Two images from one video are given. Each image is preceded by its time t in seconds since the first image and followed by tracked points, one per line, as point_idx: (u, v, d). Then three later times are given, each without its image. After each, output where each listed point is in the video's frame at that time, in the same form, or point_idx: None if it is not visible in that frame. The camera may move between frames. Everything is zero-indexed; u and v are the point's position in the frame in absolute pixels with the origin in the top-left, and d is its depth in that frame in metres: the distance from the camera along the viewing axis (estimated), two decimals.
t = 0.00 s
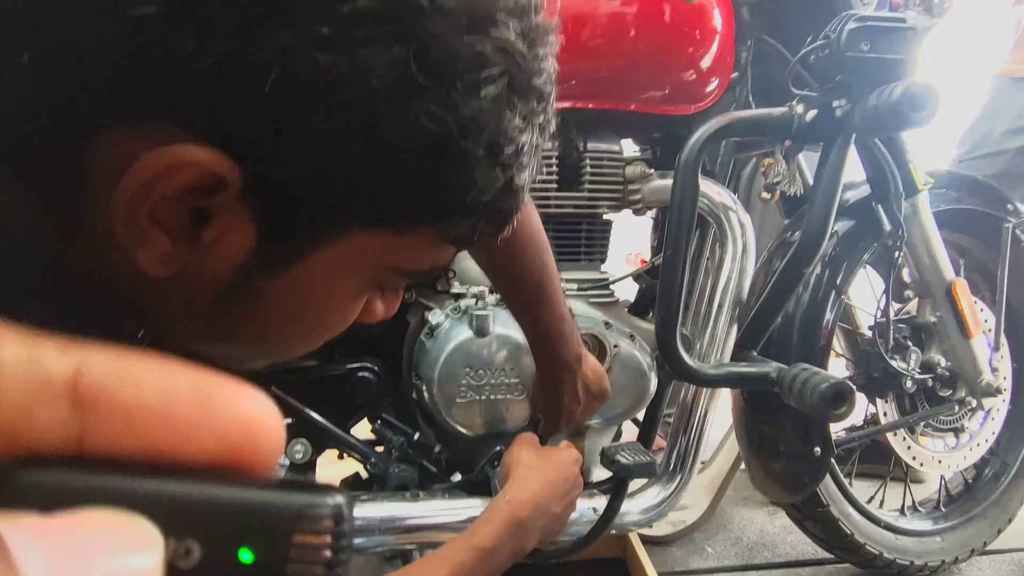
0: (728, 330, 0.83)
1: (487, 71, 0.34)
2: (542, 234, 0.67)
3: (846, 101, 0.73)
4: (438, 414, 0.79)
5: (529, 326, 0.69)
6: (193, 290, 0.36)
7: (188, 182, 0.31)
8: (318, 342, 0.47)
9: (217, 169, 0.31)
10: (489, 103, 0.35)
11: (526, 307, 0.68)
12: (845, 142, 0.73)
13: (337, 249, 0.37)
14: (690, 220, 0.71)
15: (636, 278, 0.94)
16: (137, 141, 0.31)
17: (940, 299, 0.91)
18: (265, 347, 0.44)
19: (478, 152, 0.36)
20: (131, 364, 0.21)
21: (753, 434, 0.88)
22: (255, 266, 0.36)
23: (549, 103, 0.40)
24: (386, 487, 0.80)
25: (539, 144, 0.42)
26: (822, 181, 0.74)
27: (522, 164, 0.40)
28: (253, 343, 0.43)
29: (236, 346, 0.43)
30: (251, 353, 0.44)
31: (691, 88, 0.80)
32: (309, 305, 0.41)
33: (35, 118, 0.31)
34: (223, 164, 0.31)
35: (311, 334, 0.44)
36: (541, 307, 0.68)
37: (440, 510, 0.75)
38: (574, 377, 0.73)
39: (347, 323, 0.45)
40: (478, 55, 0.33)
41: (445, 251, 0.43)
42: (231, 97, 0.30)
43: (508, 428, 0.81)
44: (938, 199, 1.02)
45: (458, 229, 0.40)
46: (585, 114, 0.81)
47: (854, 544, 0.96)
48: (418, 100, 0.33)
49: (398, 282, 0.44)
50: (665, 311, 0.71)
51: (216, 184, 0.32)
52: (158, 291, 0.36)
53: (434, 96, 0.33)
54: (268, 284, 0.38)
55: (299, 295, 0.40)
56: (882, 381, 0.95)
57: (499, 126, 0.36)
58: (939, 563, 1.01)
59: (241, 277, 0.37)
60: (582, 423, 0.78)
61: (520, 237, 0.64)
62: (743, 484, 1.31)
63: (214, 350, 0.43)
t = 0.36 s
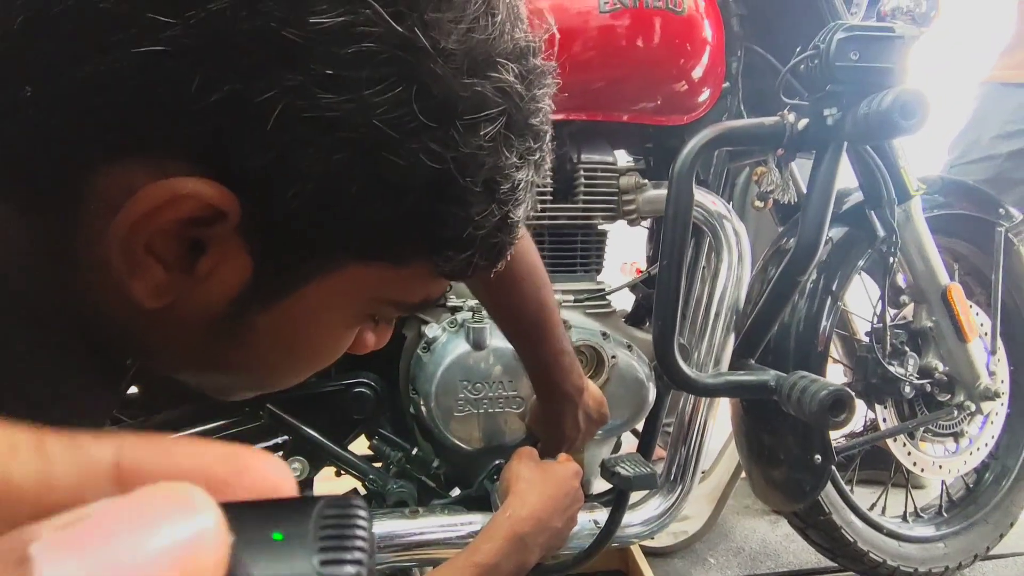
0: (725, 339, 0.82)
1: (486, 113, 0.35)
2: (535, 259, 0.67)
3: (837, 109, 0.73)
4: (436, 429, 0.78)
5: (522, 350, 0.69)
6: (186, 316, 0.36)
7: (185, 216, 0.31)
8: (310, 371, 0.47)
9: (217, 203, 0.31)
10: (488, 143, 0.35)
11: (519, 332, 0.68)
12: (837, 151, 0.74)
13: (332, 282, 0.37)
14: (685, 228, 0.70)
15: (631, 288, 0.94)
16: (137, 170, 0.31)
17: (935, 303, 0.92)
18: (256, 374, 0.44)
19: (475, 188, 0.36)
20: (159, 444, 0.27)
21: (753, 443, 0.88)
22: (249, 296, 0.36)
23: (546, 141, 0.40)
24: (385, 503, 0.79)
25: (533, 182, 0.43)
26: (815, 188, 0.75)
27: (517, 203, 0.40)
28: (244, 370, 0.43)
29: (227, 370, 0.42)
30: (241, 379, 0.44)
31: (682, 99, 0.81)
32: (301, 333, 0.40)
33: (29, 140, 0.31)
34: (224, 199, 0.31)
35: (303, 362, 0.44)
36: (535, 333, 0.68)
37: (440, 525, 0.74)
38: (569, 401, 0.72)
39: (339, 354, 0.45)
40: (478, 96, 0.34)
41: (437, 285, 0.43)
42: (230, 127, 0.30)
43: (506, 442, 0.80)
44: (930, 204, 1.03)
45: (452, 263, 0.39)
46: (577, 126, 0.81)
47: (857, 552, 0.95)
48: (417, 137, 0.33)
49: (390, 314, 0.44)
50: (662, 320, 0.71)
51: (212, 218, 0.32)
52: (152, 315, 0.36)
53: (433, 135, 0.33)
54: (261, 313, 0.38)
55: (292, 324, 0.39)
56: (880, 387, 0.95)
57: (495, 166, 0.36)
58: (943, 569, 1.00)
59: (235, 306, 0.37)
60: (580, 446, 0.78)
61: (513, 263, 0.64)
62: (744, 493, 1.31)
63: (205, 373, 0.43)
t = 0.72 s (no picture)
0: (724, 341, 0.82)
1: (477, 131, 0.35)
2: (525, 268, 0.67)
3: (832, 111, 0.74)
4: (435, 434, 0.78)
5: (511, 360, 0.69)
6: (178, 327, 0.36)
7: (186, 224, 0.31)
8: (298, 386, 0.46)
9: (219, 213, 0.31)
10: (477, 160, 0.36)
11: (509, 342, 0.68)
12: (833, 152, 0.74)
13: (325, 293, 0.37)
14: (682, 231, 0.70)
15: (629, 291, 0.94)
16: (139, 178, 0.31)
17: (933, 303, 0.92)
18: (244, 389, 0.43)
19: (465, 204, 0.36)
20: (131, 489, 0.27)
21: (752, 444, 0.88)
22: (243, 308, 0.36)
23: (531, 161, 0.41)
24: (384, 509, 0.79)
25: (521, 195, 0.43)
26: (811, 190, 0.75)
27: (503, 218, 0.41)
28: (234, 384, 0.42)
29: (216, 383, 0.42)
30: (229, 393, 0.43)
31: (678, 102, 0.81)
32: (291, 348, 0.40)
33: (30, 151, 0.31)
34: (229, 210, 0.31)
35: (292, 377, 0.44)
36: (525, 342, 0.67)
37: (438, 531, 0.74)
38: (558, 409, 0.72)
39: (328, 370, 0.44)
40: (472, 116, 0.34)
41: (427, 300, 0.42)
42: (237, 141, 0.30)
43: (505, 446, 0.80)
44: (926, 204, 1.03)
45: (441, 278, 0.39)
46: (574, 130, 0.81)
47: (857, 553, 0.95)
48: (414, 154, 0.33)
49: (380, 328, 0.43)
50: (660, 323, 0.71)
51: (213, 227, 0.31)
52: (144, 325, 0.36)
53: (429, 150, 0.33)
54: (253, 326, 0.37)
55: (284, 337, 0.39)
56: (880, 387, 0.96)
57: (483, 181, 0.37)
58: (943, 570, 1.00)
59: (228, 317, 0.36)
60: (571, 454, 0.78)
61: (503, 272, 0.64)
62: (744, 495, 1.30)
63: (194, 386, 0.42)
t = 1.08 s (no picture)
0: (723, 341, 0.82)
1: (473, 101, 0.36)
2: (517, 268, 0.67)
3: (829, 112, 0.74)
4: (433, 435, 0.78)
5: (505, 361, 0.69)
6: (178, 310, 0.35)
7: (188, 192, 0.30)
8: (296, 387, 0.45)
9: (225, 177, 0.30)
10: (474, 130, 0.36)
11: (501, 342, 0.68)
12: (831, 152, 0.74)
13: (325, 274, 0.36)
14: (682, 231, 0.70)
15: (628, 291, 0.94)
16: (144, 152, 0.31)
17: (931, 303, 0.92)
18: (241, 386, 0.41)
19: (462, 176, 0.36)
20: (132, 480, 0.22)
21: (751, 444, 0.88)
22: (242, 289, 0.35)
23: (524, 151, 0.42)
24: (383, 510, 0.79)
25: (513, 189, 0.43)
26: (809, 189, 0.75)
27: (499, 202, 0.41)
28: (233, 379, 0.41)
29: (214, 380, 0.40)
30: (228, 393, 0.42)
31: (676, 102, 0.81)
32: (290, 337, 0.39)
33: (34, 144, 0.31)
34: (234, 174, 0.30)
35: (290, 374, 0.42)
36: (518, 342, 0.67)
37: (437, 532, 0.74)
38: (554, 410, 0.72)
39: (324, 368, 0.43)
40: (468, 86, 0.35)
41: (424, 292, 0.42)
42: (237, 136, 0.31)
43: (505, 446, 0.80)
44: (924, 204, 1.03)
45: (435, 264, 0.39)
46: (572, 130, 0.81)
47: (856, 552, 0.95)
48: (415, 120, 0.33)
49: (377, 322, 0.42)
50: (660, 322, 0.71)
51: (217, 195, 0.31)
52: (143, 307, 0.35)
53: (429, 116, 0.34)
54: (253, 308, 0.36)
55: (283, 325, 0.38)
56: (878, 387, 0.96)
57: (479, 154, 0.37)
58: (943, 569, 1.00)
59: (226, 302, 0.35)
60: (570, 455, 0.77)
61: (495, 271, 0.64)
62: (743, 496, 1.30)
63: (191, 385, 0.40)
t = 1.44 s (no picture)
0: (722, 341, 0.82)
1: (480, 115, 0.36)
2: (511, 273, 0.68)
3: (829, 111, 0.74)
4: (433, 436, 0.78)
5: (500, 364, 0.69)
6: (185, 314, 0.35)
7: (199, 201, 0.30)
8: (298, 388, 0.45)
9: (236, 188, 0.30)
10: (480, 144, 0.36)
11: (497, 347, 0.68)
12: (831, 151, 0.74)
13: (329, 280, 0.36)
14: (681, 231, 0.70)
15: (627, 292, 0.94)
16: (152, 160, 0.30)
17: (931, 303, 0.92)
18: (244, 388, 0.42)
19: (467, 186, 0.36)
20: (117, 482, 0.25)
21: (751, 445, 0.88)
22: (250, 293, 0.35)
23: (526, 157, 0.42)
24: (382, 511, 0.79)
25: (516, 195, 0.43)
26: (809, 189, 0.75)
27: (502, 211, 0.41)
28: (238, 378, 0.41)
29: (218, 381, 0.41)
30: (232, 394, 0.42)
31: (676, 102, 0.81)
32: (296, 338, 0.39)
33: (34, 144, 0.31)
34: (245, 186, 0.30)
35: (294, 375, 0.42)
36: (513, 346, 0.68)
37: (437, 533, 0.74)
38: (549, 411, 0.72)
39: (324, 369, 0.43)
40: (476, 101, 0.35)
41: (425, 294, 0.42)
42: (235, 138, 0.30)
43: (505, 446, 0.80)
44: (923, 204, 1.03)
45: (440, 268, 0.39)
46: (572, 130, 0.81)
47: (856, 552, 0.95)
48: (424, 134, 0.33)
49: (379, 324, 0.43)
50: (659, 323, 0.71)
51: (227, 204, 0.31)
52: (151, 310, 0.35)
53: (438, 130, 0.34)
54: (261, 311, 0.36)
55: (289, 327, 0.38)
56: (878, 387, 0.96)
57: (486, 167, 0.37)
58: (942, 569, 1.00)
59: (232, 306, 0.35)
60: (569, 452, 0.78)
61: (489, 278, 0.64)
62: (743, 497, 1.30)
63: (196, 388, 0.41)
